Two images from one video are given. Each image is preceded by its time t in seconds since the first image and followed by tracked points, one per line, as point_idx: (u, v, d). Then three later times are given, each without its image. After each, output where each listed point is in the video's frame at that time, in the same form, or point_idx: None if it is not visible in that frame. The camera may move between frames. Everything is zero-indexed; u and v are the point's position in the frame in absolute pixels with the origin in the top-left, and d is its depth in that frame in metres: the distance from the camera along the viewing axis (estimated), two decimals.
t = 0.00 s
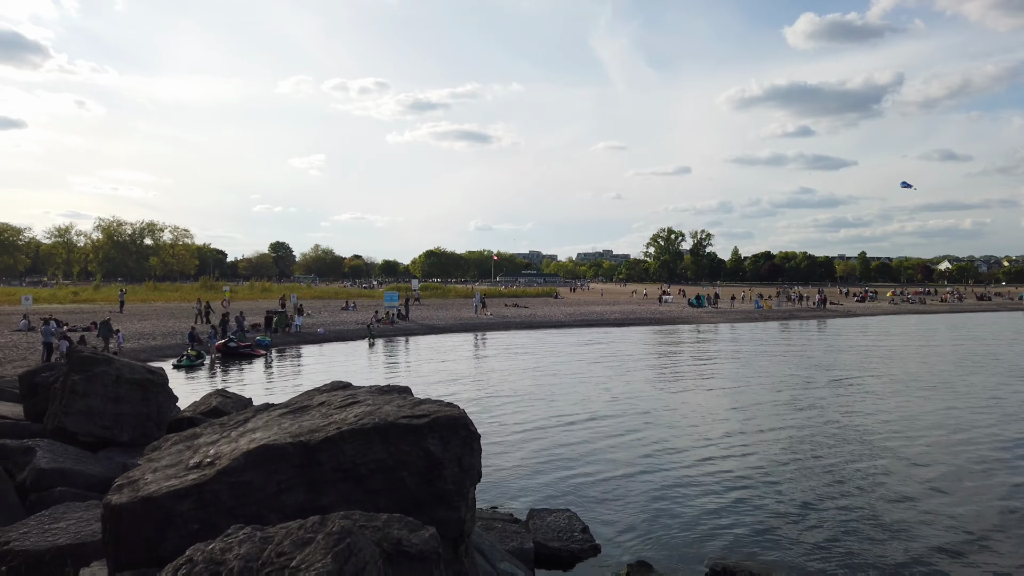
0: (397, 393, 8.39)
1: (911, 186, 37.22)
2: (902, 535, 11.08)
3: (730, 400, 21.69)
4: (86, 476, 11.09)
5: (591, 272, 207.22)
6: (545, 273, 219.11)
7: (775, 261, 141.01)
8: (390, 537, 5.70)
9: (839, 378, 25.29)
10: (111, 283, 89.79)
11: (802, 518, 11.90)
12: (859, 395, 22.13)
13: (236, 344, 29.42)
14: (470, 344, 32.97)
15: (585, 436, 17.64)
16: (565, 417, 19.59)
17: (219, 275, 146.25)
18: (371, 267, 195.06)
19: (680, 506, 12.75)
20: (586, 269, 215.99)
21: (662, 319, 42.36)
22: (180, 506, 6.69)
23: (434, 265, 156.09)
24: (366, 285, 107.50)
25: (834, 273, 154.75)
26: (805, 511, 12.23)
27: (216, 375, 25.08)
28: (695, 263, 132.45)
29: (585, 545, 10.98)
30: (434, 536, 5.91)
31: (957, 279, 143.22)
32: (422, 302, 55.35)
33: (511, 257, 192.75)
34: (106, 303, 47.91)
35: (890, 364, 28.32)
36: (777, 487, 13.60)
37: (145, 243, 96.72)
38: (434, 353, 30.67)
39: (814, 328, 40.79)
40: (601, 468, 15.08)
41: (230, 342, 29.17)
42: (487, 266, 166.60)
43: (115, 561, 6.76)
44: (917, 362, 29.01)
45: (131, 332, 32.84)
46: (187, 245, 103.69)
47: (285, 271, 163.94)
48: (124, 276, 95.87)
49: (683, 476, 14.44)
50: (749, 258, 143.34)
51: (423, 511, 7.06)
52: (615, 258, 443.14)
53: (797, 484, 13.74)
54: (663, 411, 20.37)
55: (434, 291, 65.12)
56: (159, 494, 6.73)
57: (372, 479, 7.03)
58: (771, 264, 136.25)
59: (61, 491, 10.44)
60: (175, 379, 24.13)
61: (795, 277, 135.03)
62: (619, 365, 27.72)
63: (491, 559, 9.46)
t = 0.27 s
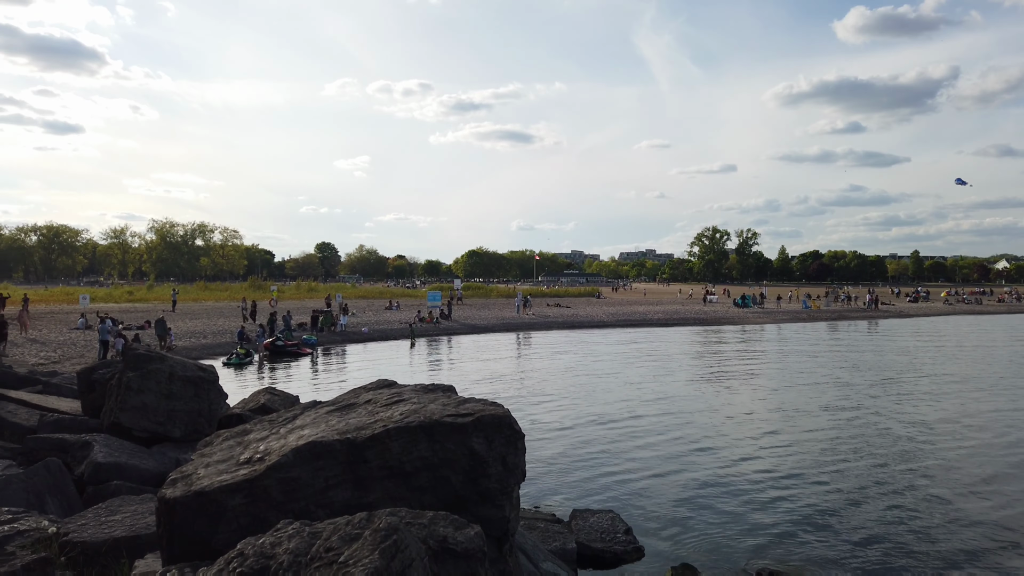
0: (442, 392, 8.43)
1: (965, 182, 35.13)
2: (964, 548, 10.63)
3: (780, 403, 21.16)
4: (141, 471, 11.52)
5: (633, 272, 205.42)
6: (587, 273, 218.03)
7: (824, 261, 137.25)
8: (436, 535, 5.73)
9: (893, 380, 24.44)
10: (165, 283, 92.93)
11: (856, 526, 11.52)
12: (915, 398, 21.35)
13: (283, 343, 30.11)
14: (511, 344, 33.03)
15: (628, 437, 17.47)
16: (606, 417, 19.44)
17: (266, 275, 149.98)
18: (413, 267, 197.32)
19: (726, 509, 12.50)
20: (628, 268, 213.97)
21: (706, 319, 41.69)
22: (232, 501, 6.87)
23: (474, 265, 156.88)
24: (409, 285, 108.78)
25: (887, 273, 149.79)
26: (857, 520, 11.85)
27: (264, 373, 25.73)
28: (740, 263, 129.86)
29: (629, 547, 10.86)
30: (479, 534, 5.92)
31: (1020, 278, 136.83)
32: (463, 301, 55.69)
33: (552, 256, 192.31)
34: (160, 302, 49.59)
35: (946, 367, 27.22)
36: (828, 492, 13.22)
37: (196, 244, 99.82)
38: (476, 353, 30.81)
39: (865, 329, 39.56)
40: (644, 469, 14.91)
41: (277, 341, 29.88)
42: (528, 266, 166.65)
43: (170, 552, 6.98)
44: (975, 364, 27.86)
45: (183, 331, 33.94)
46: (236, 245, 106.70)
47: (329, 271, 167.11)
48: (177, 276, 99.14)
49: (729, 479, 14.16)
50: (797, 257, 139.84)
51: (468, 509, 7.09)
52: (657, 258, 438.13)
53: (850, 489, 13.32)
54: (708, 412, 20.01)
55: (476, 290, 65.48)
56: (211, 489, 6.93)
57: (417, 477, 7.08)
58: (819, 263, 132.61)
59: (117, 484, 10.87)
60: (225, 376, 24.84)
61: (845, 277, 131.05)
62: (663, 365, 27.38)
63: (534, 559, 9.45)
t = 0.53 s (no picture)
0: (468, 390, 8.41)
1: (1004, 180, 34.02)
2: (1006, 557, 10.27)
3: (812, 404, 20.75)
4: (173, 468, 11.72)
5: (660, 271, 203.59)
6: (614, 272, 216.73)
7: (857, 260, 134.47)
8: (461, 533, 5.71)
9: (930, 381, 23.81)
10: (197, 282, 94.70)
11: (892, 532, 11.23)
12: (953, 400, 20.77)
13: (312, 342, 30.45)
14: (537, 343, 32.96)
15: (656, 437, 17.29)
16: (634, 417, 19.27)
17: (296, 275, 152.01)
18: (439, 267, 198.22)
19: (757, 511, 12.29)
20: (656, 268, 212.20)
21: (735, 319, 41.10)
22: (260, 497, 6.94)
23: (501, 264, 157.03)
24: (435, 284, 109.29)
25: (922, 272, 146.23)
26: (893, 524, 11.55)
27: (294, 372, 26.05)
28: (770, 262, 127.91)
29: (656, 548, 10.73)
30: (505, 533, 5.89)
31: None
32: (490, 301, 55.74)
33: (579, 255, 191.59)
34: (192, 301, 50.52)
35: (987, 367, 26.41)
36: (863, 496, 12.90)
37: (227, 244, 101.57)
38: (502, 353, 30.80)
39: (900, 330, 38.63)
40: (673, 470, 14.73)
41: (306, 340, 30.22)
42: (554, 266, 166.26)
43: (201, 547, 7.08)
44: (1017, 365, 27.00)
45: (215, 330, 34.53)
46: (266, 245, 108.33)
47: (357, 271, 168.73)
48: (209, 276, 100.91)
49: (759, 481, 13.92)
50: (829, 256, 137.25)
51: (494, 508, 7.07)
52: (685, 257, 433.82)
53: (885, 493, 13.00)
54: (739, 413, 19.72)
55: (503, 290, 65.48)
56: (240, 485, 7.01)
57: (443, 475, 7.07)
58: (852, 262, 129.97)
59: (149, 480, 11.08)
60: (255, 375, 25.20)
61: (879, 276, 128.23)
62: (691, 365, 27.07)
63: (561, 558, 9.40)
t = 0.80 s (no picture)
0: (478, 390, 8.39)
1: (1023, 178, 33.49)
2: None
3: (829, 403, 20.51)
4: (187, 466, 11.82)
5: (676, 270, 202.84)
6: (628, 272, 215.97)
7: (875, 258, 132.89)
8: (468, 534, 5.70)
9: (950, 381, 23.44)
10: (212, 282, 95.67)
11: (909, 534, 11.05)
12: (974, 400, 20.42)
13: (326, 341, 30.60)
14: (550, 343, 32.90)
15: (669, 437, 17.17)
16: (647, 417, 19.16)
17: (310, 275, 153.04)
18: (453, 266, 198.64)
19: (770, 511, 12.18)
20: (670, 267, 211.11)
21: (750, 318, 40.77)
22: (270, 496, 6.97)
23: (514, 264, 157.03)
24: (448, 284, 109.53)
25: (941, 271, 144.23)
26: (910, 525, 11.39)
27: (308, 371, 26.20)
28: (786, 261, 126.77)
29: (669, 548, 10.66)
30: (512, 534, 5.87)
31: None
32: (503, 301, 55.71)
33: (593, 254, 191.10)
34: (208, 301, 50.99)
35: (1008, 367, 25.95)
36: (880, 497, 12.71)
37: (242, 244, 102.49)
38: (515, 352, 30.76)
39: (918, 329, 38.09)
40: (686, 470, 14.62)
41: (319, 339, 30.38)
42: (568, 265, 166.01)
43: (211, 545, 7.13)
44: None
45: (230, 329, 34.81)
46: (280, 245, 109.18)
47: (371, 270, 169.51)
48: (224, 276, 101.87)
49: (774, 481, 13.78)
50: (846, 255, 135.77)
51: (502, 508, 7.05)
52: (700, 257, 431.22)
53: (903, 495, 12.80)
54: (754, 413, 19.53)
55: (516, 290, 65.42)
56: (249, 485, 7.04)
57: (451, 475, 7.06)
58: (869, 261, 128.44)
59: (164, 479, 11.19)
60: (269, 374, 25.37)
61: (897, 275, 126.61)
62: (705, 365, 26.87)
63: (572, 558, 9.36)
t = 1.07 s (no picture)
0: (476, 390, 8.36)
1: None
2: None
3: (835, 403, 20.36)
4: (190, 466, 11.84)
5: (681, 270, 202.46)
6: (633, 271, 215.67)
7: (881, 258, 132.27)
8: (463, 533, 5.68)
9: (957, 381, 23.25)
10: (217, 282, 95.94)
11: (915, 535, 10.95)
12: (980, 400, 20.25)
13: (330, 342, 30.62)
14: (554, 343, 32.86)
15: (672, 437, 17.10)
16: (651, 417, 19.07)
17: (316, 275, 153.30)
18: (458, 266, 198.69)
19: (775, 511, 12.11)
20: (676, 267, 210.61)
21: (754, 318, 40.64)
22: (267, 496, 6.96)
23: (519, 264, 156.89)
24: (453, 283, 109.52)
25: (948, 270, 143.49)
26: (915, 525, 11.31)
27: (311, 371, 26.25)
28: (792, 261, 126.26)
29: (672, 548, 10.61)
30: (507, 533, 5.85)
31: None
32: (508, 300, 55.65)
33: (598, 254, 190.76)
34: (213, 301, 51.13)
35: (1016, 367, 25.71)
36: (886, 497, 12.61)
37: (247, 245, 102.76)
38: (520, 352, 30.72)
39: (924, 329, 37.91)
40: (690, 470, 14.56)
41: (323, 339, 30.40)
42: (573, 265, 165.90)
43: (209, 545, 7.12)
44: None
45: (234, 329, 34.88)
46: (285, 245, 109.48)
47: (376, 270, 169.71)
48: (229, 276, 102.15)
49: (778, 481, 13.71)
50: (852, 255, 135.22)
51: (499, 508, 7.03)
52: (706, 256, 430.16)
53: (909, 496, 12.69)
54: (758, 413, 19.41)
55: (520, 289, 65.43)
56: (247, 484, 7.04)
57: (449, 475, 7.03)
58: (875, 260, 127.88)
59: (166, 478, 11.21)
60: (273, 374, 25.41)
61: (903, 275, 125.92)
62: (709, 365, 26.77)
63: (575, 558, 9.32)
